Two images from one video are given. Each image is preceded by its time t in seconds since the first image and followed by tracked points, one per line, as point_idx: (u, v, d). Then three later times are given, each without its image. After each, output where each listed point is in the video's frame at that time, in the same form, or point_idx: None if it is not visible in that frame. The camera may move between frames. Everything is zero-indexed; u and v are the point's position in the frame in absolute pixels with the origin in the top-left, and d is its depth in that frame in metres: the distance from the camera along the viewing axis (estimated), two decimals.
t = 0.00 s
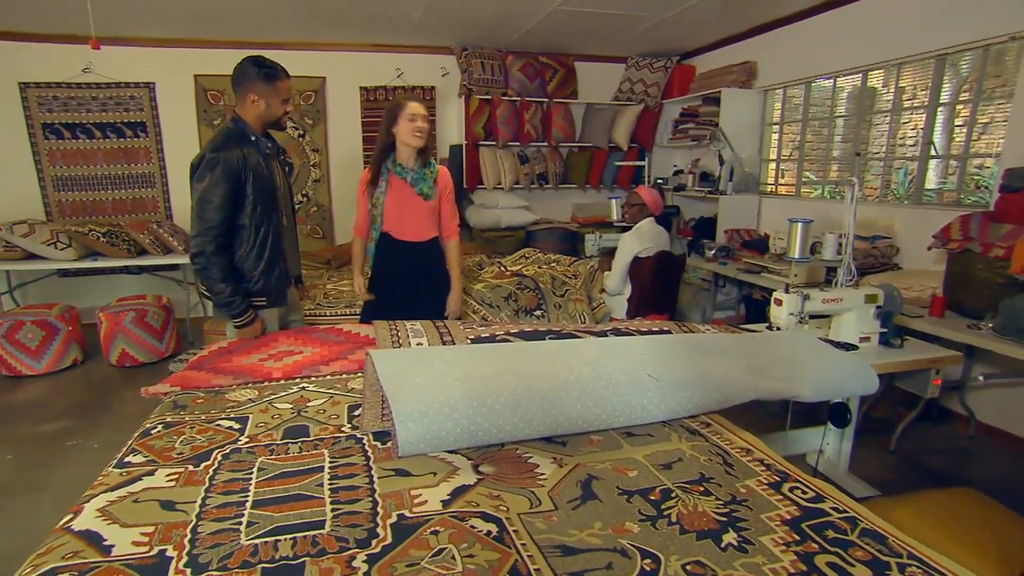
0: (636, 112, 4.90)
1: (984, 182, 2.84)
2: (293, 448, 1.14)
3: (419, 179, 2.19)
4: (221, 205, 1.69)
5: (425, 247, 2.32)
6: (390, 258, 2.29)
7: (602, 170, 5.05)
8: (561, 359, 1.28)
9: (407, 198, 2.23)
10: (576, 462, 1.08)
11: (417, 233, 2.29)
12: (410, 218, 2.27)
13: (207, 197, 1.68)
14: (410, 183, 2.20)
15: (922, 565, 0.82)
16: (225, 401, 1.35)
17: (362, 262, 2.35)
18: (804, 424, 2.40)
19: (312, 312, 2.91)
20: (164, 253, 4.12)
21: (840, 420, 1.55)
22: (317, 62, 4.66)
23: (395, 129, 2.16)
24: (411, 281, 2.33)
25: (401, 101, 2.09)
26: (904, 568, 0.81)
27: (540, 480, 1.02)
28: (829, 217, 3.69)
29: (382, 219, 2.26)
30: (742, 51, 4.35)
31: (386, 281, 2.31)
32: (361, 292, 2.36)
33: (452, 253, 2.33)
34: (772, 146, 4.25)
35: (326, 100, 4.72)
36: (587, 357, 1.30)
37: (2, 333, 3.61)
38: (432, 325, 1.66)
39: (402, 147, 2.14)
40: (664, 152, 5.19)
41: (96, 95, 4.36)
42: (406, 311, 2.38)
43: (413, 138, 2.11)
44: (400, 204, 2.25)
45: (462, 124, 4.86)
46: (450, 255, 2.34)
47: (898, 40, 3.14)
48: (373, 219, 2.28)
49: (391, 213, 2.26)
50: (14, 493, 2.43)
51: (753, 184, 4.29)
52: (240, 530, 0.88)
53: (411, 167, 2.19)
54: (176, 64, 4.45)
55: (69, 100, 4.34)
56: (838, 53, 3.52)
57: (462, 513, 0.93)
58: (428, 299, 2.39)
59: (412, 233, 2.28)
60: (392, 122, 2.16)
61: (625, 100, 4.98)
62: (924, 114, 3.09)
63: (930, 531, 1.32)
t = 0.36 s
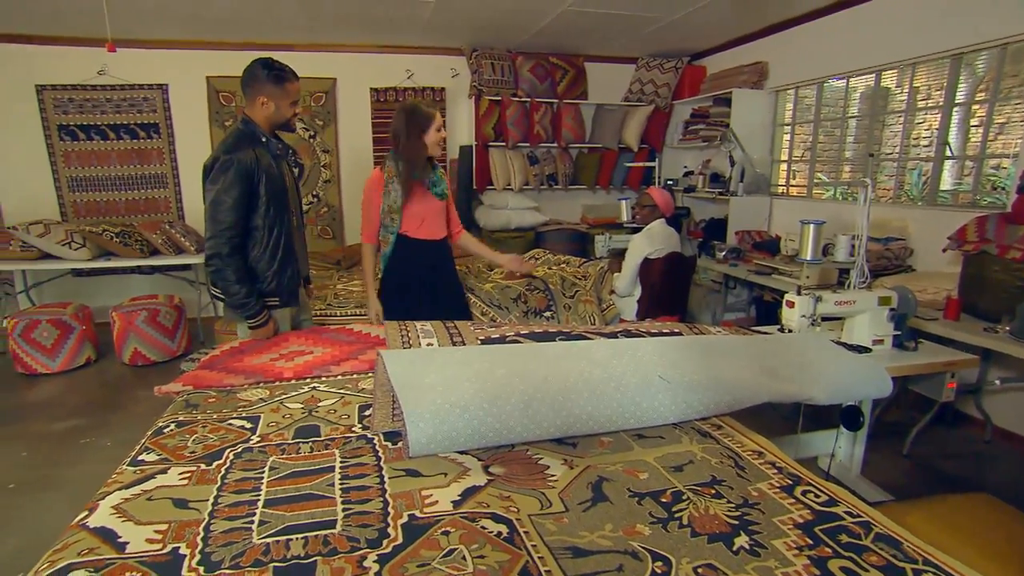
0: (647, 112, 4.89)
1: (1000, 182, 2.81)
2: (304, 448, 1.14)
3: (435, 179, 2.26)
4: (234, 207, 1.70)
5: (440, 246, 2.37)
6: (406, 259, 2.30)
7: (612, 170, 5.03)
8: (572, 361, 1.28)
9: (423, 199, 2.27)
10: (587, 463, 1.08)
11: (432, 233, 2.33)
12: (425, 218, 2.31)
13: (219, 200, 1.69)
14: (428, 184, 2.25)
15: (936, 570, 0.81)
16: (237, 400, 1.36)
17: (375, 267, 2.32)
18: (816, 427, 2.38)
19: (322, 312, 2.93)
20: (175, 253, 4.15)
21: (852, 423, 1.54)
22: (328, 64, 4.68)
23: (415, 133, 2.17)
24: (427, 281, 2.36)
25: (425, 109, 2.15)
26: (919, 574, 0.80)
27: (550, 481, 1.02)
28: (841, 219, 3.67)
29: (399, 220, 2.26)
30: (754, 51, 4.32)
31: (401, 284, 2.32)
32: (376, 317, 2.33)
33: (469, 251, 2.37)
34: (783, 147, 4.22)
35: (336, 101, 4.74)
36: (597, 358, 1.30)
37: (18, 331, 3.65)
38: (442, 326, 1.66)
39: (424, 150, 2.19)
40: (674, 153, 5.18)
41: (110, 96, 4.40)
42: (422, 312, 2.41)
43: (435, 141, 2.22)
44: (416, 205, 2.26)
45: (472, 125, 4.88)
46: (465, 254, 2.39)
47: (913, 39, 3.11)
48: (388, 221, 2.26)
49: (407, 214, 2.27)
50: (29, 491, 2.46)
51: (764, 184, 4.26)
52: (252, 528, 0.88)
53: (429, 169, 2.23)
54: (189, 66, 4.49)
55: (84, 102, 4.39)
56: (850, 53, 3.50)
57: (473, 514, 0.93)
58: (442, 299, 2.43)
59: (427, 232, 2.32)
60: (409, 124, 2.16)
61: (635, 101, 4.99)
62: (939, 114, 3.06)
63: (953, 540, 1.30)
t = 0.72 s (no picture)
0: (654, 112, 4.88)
1: (1012, 183, 2.79)
2: (312, 447, 1.15)
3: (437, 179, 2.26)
4: (243, 207, 1.71)
5: (441, 245, 2.38)
6: (410, 258, 2.30)
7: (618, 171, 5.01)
8: (579, 360, 1.28)
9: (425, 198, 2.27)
10: (594, 464, 1.08)
11: (434, 232, 2.34)
12: (426, 218, 2.31)
13: (229, 200, 1.70)
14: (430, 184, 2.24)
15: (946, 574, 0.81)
16: (244, 399, 1.37)
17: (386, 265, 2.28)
18: (824, 429, 2.37)
19: (329, 312, 2.95)
20: (183, 253, 4.18)
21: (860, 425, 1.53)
22: (335, 64, 4.70)
23: (418, 133, 2.16)
24: (429, 280, 2.37)
25: (429, 111, 2.13)
26: None
27: (557, 482, 1.02)
28: (849, 219, 3.65)
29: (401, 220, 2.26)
30: (761, 51, 4.31)
31: (406, 284, 2.33)
32: (404, 309, 2.27)
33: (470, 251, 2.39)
34: (791, 147, 4.21)
35: (343, 101, 4.75)
36: (604, 357, 1.29)
37: (28, 330, 3.68)
38: (449, 325, 1.66)
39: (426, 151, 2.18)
40: (681, 153, 5.17)
41: (119, 97, 4.43)
42: (424, 311, 2.42)
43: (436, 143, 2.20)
44: (419, 205, 2.26)
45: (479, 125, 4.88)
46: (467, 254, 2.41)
47: (923, 38, 3.08)
48: (391, 220, 2.25)
49: (409, 213, 2.27)
50: (39, 488, 2.48)
51: (771, 185, 4.29)
52: (261, 527, 0.89)
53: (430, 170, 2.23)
54: (197, 67, 4.51)
55: (93, 102, 4.42)
56: (858, 53, 3.48)
57: (480, 514, 0.93)
58: (444, 299, 2.44)
59: (428, 232, 2.33)
60: (413, 124, 2.15)
61: (642, 101, 4.99)
62: (949, 113, 3.04)
63: (964, 544, 1.29)
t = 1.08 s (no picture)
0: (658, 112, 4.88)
1: (1017, 183, 2.78)
2: (315, 447, 1.15)
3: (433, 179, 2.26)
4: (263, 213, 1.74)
5: (438, 245, 2.39)
6: (407, 258, 2.31)
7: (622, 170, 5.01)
8: (583, 360, 1.28)
9: (420, 198, 2.27)
10: (598, 464, 1.08)
11: (430, 232, 2.35)
12: (422, 217, 2.31)
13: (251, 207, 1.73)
14: (426, 184, 2.25)
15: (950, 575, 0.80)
16: (248, 398, 1.37)
17: (385, 265, 2.29)
18: (828, 430, 2.36)
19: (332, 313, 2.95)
20: (186, 253, 4.18)
21: (864, 425, 1.52)
22: (338, 64, 4.70)
23: (415, 131, 2.16)
24: (427, 280, 2.37)
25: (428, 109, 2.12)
26: None
27: (561, 482, 1.02)
28: (853, 219, 3.65)
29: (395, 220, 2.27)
30: (765, 51, 4.30)
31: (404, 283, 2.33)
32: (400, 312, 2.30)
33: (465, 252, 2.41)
34: (794, 147, 4.20)
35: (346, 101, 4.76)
36: (607, 357, 1.29)
37: (33, 329, 3.70)
38: (451, 325, 1.66)
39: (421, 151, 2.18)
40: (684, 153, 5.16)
41: (123, 97, 4.45)
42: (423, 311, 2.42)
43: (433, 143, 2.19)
44: (415, 204, 2.27)
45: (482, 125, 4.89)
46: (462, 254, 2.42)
47: (927, 38, 3.07)
48: (387, 221, 2.26)
49: (406, 212, 2.27)
50: (44, 486, 2.49)
51: (775, 185, 4.25)
52: (264, 526, 0.89)
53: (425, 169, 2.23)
54: (201, 67, 4.53)
55: (97, 103, 4.44)
56: (862, 53, 3.47)
57: (483, 514, 0.93)
58: (442, 299, 2.45)
59: (424, 232, 2.33)
60: (410, 122, 2.15)
61: (645, 101, 4.97)
62: (955, 113, 3.03)
63: (967, 546, 1.28)
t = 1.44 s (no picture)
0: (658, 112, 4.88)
1: (1017, 183, 2.78)
2: (315, 446, 1.15)
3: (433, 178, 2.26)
4: (270, 210, 1.74)
5: (438, 245, 2.39)
6: (407, 258, 2.31)
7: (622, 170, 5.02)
8: (583, 360, 1.28)
9: (419, 198, 2.27)
10: (598, 464, 1.08)
11: (430, 232, 2.35)
12: (422, 217, 2.32)
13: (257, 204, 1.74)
14: (426, 184, 2.25)
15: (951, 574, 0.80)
16: (248, 398, 1.37)
17: (385, 265, 2.29)
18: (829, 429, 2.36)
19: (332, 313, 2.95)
20: (186, 252, 4.17)
21: (864, 424, 1.52)
22: (338, 64, 4.70)
23: (413, 131, 2.17)
24: (427, 280, 2.37)
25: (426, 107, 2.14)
26: None
27: (561, 482, 1.02)
28: (853, 219, 3.65)
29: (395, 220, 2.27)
30: (765, 51, 4.29)
31: (404, 283, 2.33)
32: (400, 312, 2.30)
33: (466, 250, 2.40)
34: (795, 147, 4.20)
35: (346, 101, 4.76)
36: (607, 357, 1.29)
37: (33, 329, 3.70)
38: (451, 325, 1.66)
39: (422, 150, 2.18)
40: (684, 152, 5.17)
41: (124, 97, 4.45)
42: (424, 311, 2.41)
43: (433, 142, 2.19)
44: (415, 204, 2.27)
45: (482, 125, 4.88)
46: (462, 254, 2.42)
47: (927, 37, 3.07)
48: (386, 221, 2.26)
49: (405, 212, 2.28)
50: (44, 486, 2.49)
51: (776, 185, 4.25)
52: (264, 526, 0.89)
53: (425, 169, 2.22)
54: (201, 67, 4.53)
55: (98, 103, 4.44)
56: (863, 53, 3.47)
57: (484, 513, 0.93)
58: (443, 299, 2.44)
59: (424, 232, 2.33)
60: (409, 121, 2.16)
61: (645, 101, 4.97)
62: (955, 112, 3.02)
63: (966, 546, 1.28)
